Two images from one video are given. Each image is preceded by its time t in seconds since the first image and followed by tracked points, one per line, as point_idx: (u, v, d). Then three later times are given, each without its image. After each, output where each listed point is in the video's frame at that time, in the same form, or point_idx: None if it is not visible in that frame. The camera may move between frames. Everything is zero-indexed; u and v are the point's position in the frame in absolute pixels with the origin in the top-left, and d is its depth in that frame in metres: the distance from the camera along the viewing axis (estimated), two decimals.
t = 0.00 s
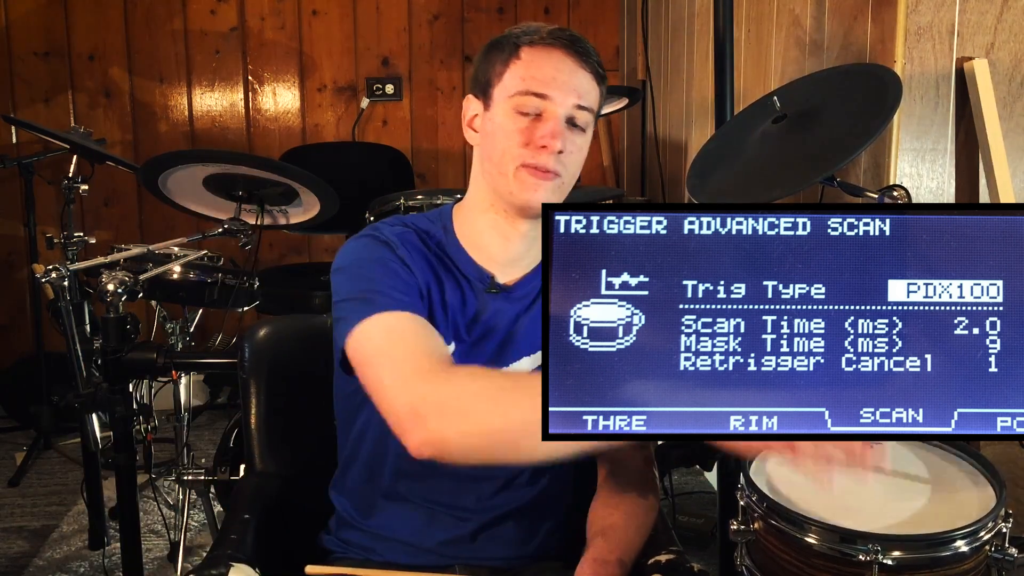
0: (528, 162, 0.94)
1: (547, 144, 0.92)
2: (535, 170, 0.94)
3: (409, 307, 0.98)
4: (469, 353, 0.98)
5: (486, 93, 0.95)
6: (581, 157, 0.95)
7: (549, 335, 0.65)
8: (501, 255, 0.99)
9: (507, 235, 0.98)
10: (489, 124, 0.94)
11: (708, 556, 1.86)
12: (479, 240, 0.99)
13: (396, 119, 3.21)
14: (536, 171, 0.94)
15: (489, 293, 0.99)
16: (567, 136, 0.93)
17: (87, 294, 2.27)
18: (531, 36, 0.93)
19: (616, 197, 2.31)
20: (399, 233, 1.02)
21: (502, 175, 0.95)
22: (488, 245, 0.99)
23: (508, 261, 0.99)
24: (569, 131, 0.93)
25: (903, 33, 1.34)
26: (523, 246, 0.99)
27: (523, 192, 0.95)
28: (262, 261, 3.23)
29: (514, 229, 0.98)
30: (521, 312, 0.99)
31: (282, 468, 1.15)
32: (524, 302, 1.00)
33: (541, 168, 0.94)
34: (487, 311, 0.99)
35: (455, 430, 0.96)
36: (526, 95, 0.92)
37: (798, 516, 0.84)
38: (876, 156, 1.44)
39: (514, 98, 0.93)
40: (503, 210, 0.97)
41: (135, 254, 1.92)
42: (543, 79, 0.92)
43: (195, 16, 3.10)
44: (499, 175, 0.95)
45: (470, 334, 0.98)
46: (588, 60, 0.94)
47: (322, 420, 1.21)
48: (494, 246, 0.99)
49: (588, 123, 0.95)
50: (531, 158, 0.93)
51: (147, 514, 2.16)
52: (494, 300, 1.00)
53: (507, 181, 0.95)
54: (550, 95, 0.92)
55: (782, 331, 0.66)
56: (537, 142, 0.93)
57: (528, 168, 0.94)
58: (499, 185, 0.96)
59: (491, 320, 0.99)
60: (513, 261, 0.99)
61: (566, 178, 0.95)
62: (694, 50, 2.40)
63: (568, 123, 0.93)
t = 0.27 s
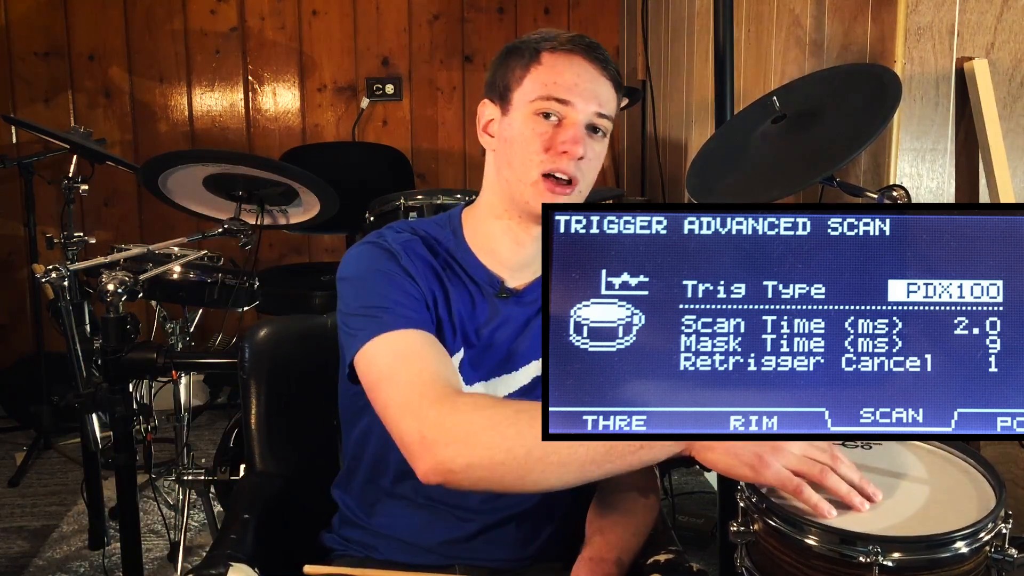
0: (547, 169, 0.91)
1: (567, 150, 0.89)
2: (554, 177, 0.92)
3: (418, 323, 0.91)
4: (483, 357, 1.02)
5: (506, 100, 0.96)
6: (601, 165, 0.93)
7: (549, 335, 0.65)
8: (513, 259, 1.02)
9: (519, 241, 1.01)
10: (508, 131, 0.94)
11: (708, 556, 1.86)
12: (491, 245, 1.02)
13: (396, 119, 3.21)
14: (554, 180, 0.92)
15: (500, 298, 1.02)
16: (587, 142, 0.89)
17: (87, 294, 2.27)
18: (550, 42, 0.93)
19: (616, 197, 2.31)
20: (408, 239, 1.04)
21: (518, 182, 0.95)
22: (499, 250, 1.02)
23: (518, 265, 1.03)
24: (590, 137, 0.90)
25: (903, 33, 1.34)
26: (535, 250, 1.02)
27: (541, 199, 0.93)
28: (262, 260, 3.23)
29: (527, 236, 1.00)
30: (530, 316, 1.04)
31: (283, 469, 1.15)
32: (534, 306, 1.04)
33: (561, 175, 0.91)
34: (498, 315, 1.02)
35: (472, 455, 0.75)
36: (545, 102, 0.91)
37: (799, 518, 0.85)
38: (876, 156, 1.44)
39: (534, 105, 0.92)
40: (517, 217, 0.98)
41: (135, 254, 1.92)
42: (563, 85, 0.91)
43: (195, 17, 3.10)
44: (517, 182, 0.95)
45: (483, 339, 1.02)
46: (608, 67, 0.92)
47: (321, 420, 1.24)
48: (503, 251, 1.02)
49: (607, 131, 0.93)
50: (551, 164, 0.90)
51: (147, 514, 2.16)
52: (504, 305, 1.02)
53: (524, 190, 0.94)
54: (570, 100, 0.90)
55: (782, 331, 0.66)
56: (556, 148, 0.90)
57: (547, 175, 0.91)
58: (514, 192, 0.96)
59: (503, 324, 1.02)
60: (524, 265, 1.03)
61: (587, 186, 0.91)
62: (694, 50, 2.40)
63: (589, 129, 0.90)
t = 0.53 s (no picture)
0: (545, 170, 0.93)
1: (564, 152, 0.91)
2: (552, 179, 0.93)
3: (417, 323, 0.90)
4: (484, 358, 1.02)
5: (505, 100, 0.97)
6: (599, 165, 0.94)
7: (549, 335, 0.65)
8: (511, 261, 1.02)
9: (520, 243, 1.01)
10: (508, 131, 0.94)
11: (708, 556, 1.87)
12: (491, 246, 1.02)
13: (396, 119, 3.21)
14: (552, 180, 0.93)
15: (500, 299, 1.02)
16: (584, 143, 0.91)
17: (87, 294, 2.27)
18: (549, 42, 0.94)
19: (617, 197, 2.31)
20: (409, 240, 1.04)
21: (518, 184, 0.95)
22: (498, 251, 1.02)
23: (517, 266, 1.03)
24: (587, 138, 0.91)
25: (903, 33, 1.34)
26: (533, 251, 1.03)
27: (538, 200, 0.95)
28: (262, 260, 3.23)
29: (527, 237, 1.00)
30: (530, 317, 1.03)
31: (281, 468, 1.15)
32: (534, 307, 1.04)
33: (558, 176, 0.92)
34: (498, 317, 1.02)
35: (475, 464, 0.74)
36: (543, 103, 0.92)
37: (799, 517, 0.85)
38: (876, 156, 1.44)
39: (532, 105, 0.92)
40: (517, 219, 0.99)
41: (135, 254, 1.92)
42: (561, 86, 0.92)
43: (195, 17, 3.10)
44: (515, 183, 0.96)
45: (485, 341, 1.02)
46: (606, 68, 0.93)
47: (321, 420, 1.23)
48: (503, 252, 1.02)
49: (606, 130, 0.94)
50: (548, 166, 0.92)
51: (147, 514, 2.16)
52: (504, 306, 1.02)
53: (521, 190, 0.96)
54: (568, 102, 0.91)
55: (782, 331, 0.66)
56: (554, 150, 0.91)
57: (545, 176, 0.93)
58: (514, 193, 0.97)
59: (504, 324, 1.02)
60: (523, 266, 1.03)
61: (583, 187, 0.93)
62: (694, 50, 2.40)
63: (586, 130, 0.91)
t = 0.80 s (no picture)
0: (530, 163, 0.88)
1: (547, 142, 0.87)
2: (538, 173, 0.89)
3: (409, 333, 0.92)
4: (479, 360, 0.99)
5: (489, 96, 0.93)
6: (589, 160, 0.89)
7: (548, 335, 0.65)
8: (505, 259, 1.00)
9: (512, 241, 0.98)
10: (489, 125, 0.91)
11: (708, 556, 1.87)
12: (485, 246, 0.99)
13: (396, 118, 3.21)
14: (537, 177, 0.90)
15: (493, 301, 1.01)
16: (570, 133, 0.86)
17: (87, 294, 2.27)
18: (533, 36, 0.90)
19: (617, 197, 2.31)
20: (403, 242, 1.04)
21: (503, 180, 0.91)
22: (493, 249, 1.00)
23: (512, 265, 1.00)
24: (573, 130, 0.86)
25: (903, 33, 1.34)
26: (529, 251, 0.99)
27: (527, 196, 0.90)
28: (262, 260, 3.23)
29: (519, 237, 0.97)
30: (526, 318, 1.01)
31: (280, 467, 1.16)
32: (530, 306, 1.01)
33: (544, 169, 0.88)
34: (491, 319, 1.00)
35: (452, 477, 0.79)
36: (526, 95, 0.88)
37: (798, 516, 0.84)
38: (876, 156, 1.43)
39: (515, 98, 0.89)
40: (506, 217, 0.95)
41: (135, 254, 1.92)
42: (545, 77, 0.88)
43: (195, 17, 3.10)
44: (503, 179, 0.92)
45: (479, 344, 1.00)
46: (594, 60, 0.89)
47: (323, 424, 1.22)
48: (498, 251, 0.99)
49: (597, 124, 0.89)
50: (533, 158, 0.87)
51: (147, 514, 2.16)
52: (497, 308, 1.01)
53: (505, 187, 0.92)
54: (551, 92, 0.87)
55: (782, 331, 0.66)
56: (538, 141, 0.87)
57: (532, 170, 0.88)
58: (500, 191, 0.93)
59: (499, 326, 1.00)
60: (518, 266, 1.00)
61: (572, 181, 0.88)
62: (694, 50, 2.40)
63: (571, 121, 0.87)
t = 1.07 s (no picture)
0: (497, 147, 0.93)
1: (509, 124, 0.91)
2: (506, 156, 0.93)
3: (363, 352, 0.99)
4: (460, 364, 0.99)
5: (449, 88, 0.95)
6: (552, 137, 0.93)
7: (552, 334, 0.68)
8: (487, 256, 0.98)
9: (490, 236, 0.98)
10: (454, 118, 0.93)
11: (707, 556, 1.87)
12: (465, 246, 0.99)
13: (396, 118, 3.21)
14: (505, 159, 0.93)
15: (475, 302, 0.99)
16: (530, 115, 0.92)
17: (87, 294, 2.27)
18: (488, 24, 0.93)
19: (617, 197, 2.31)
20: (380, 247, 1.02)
21: (472, 167, 0.94)
22: (473, 248, 0.99)
23: (494, 262, 0.98)
24: (534, 110, 0.92)
25: (903, 34, 1.34)
26: (509, 244, 0.98)
27: (497, 180, 0.94)
28: (262, 261, 3.23)
29: (496, 228, 0.97)
30: (509, 319, 0.99)
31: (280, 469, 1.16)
32: (513, 305, 0.99)
33: (511, 152, 0.93)
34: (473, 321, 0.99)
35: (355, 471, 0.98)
36: (486, 81, 0.91)
37: (798, 516, 0.84)
38: (876, 155, 1.43)
39: (476, 85, 0.92)
40: (483, 208, 0.96)
41: (135, 254, 1.92)
42: (502, 61, 0.91)
43: (195, 17, 3.10)
44: (472, 168, 0.94)
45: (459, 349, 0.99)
46: (551, 42, 0.92)
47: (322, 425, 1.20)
48: (478, 248, 0.98)
49: (556, 102, 0.93)
50: (499, 142, 0.92)
51: (147, 514, 2.16)
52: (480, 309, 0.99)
53: (478, 174, 0.94)
54: (509, 75, 0.91)
55: (782, 331, 0.70)
56: (500, 124, 0.92)
57: (498, 154, 0.93)
58: (472, 180, 0.95)
59: (481, 330, 0.99)
60: (499, 262, 0.98)
61: (537, 160, 0.93)
62: (694, 50, 2.40)
63: (531, 102, 0.92)
